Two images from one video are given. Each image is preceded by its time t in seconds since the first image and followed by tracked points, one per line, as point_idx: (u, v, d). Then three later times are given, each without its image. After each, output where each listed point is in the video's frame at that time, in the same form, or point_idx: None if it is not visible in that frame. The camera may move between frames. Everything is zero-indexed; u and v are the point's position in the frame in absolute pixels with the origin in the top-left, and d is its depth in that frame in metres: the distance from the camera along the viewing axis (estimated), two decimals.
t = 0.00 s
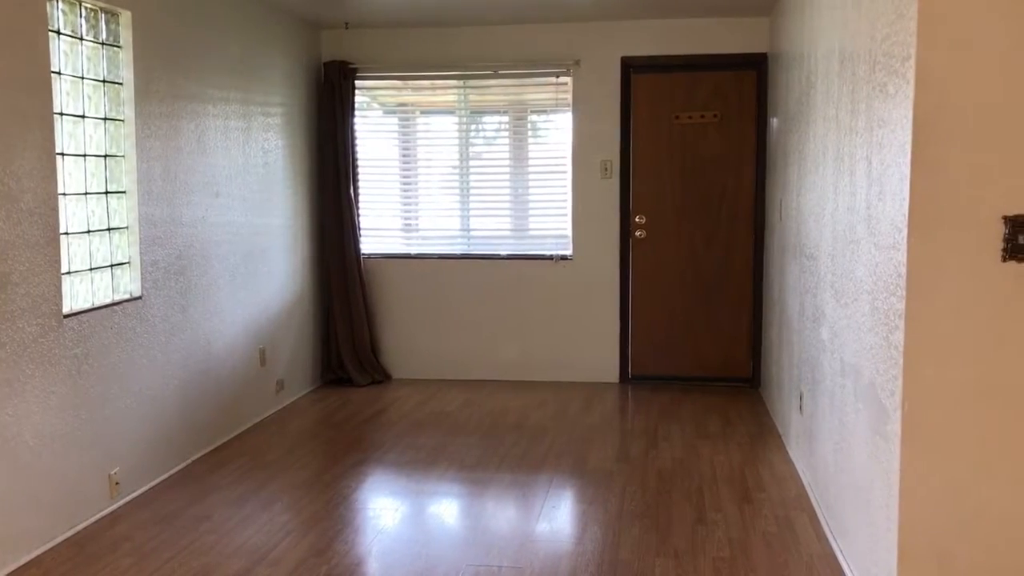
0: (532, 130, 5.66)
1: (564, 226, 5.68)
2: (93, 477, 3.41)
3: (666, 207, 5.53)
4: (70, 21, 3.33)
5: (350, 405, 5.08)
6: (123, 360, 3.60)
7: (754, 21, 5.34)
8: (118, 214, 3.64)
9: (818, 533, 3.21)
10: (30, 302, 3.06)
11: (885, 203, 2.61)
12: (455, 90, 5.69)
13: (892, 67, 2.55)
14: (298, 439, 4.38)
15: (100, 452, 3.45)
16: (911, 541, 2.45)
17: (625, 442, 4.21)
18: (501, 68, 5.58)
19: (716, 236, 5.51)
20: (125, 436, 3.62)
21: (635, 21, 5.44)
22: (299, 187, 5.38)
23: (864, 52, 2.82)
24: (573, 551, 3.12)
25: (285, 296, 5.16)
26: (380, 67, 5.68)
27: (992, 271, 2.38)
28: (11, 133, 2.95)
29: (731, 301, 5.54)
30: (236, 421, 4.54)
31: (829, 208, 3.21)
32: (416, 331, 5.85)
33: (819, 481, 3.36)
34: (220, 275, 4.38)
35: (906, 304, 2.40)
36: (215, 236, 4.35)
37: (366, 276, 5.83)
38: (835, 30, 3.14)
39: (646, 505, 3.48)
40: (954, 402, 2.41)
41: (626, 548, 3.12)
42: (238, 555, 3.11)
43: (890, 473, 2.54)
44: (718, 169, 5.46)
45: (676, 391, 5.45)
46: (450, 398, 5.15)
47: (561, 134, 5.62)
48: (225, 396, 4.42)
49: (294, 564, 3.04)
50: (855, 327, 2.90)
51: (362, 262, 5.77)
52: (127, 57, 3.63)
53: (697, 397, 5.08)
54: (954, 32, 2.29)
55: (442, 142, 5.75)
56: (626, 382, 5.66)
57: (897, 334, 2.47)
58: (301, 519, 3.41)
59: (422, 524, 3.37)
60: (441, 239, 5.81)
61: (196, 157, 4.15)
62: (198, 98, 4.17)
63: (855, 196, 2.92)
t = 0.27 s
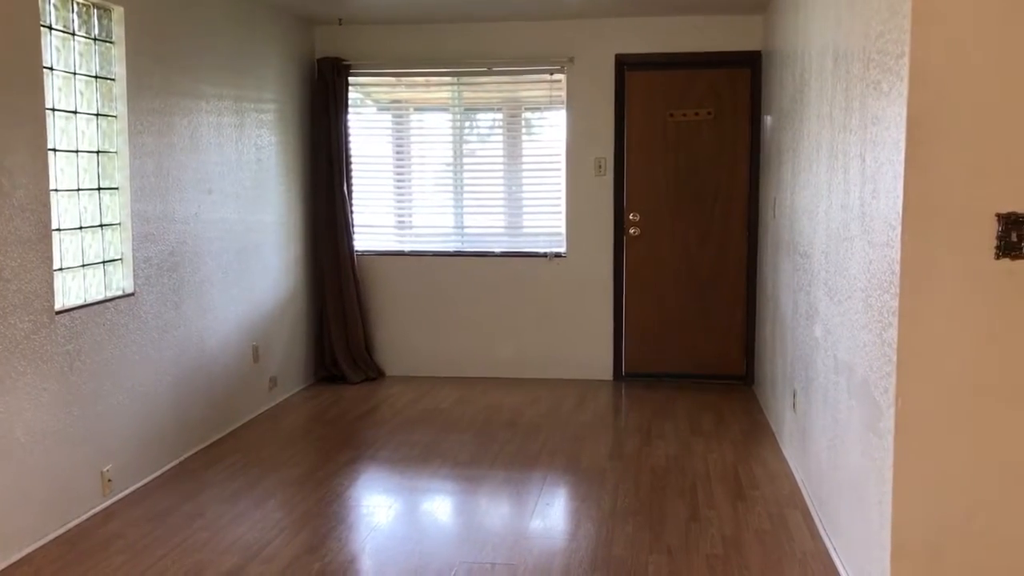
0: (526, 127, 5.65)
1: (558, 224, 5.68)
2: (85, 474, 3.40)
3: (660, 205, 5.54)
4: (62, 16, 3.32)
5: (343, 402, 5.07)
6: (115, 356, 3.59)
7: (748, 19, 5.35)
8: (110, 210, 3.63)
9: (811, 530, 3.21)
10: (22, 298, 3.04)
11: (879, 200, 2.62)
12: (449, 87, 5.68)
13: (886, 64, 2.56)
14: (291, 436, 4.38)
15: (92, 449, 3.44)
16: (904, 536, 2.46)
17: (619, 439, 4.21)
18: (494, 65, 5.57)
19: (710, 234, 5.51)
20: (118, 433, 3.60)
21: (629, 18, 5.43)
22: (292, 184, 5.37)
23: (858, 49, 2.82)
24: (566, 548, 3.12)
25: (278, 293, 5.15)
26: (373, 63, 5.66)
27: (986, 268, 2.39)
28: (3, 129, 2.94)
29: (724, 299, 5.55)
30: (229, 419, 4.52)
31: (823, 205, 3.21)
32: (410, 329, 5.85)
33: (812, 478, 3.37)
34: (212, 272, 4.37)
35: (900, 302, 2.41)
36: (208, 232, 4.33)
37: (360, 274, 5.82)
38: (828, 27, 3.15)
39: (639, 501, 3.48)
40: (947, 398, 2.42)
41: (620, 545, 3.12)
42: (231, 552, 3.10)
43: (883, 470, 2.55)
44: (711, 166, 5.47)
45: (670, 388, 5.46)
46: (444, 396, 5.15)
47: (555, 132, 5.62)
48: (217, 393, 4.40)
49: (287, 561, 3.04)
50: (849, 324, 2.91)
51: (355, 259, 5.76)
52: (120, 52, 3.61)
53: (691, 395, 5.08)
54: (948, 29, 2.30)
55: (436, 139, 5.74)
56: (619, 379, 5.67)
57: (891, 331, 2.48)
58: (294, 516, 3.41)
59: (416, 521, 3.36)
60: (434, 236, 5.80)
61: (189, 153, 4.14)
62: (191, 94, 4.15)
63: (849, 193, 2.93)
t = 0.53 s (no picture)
0: (516, 123, 5.65)
1: (548, 220, 5.68)
2: (72, 470, 3.38)
3: (650, 201, 5.54)
4: (49, 9, 3.29)
5: (332, 398, 5.05)
6: (102, 352, 3.57)
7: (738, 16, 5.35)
8: (98, 205, 3.60)
9: (798, 525, 3.22)
10: (8, 293, 3.02)
11: (867, 197, 2.63)
12: (438, 83, 5.67)
13: (874, 61, 2.57)
14: (279, 432, 4.36)
15: (79, 445, 3.42)
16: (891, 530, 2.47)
17: (608, 435, 4.21)
18: (484, 61, 5.56)
19: (699, 230, 5.53)
20: (105, 429, 3.58)
21: (620, 15, 5.43)
22: (281, 179, 5.35)
23: (847, 46, 2.83)
24: (555, 544, 3.12)
25: (267, 289, 5.13)
26: (362, 58, 5.65)
27: (973, 264, 2.40)
28: None
29: (713, 295, 5.56)
30: (217, 414, 4.50)
31: (812, 202, 3.22)
32: (399, 325, 5.84)
33: (800, 474, 3.38)
34: (200, 267, 4.35)
35: (889, 298, 2.42)
36: (196, 227, 4.31)
37: (349, 269, 5.80)
38: (817, 23, 3.15)
39: (628, 497, 3.49)
40: (934, 393, 2.43)
41: (608, 541, 3.13)
42: (219, 548, 3.09)
43: (871, 465, 2.56)
44: (701, 163, 5.48)
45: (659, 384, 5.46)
46: (433, 392, 5.14)
47: (545, 128, 5.62)
48: (205, 388, 4.39)
49: (275, 557, 3.03)
50: (837, 320, 2.92)
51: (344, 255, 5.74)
52: (107, 46, 3.58)
53: (679, 391, 5.09)
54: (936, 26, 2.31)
55: (426, 135, 5.73)
56: (608, 375, 5.67)
57: (879, 327, 2.49)
58: (282, 512, 3.40)
59: (404, 517, 3.36)
60: (424, 232, 5.79)
61: (177, 148, 4.12)
62: (180, 89, 4.13)
63: (837, 190, 2.93)
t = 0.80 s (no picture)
0: (501, 117, 5.63)
1: (534, 215, 5.67)
2: (53, 466, 3.35)
3: (635, 197, 5.54)
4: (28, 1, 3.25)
5: (316, 394, 5.03)
6: (84, 347, 3.54)
7: (724, 11, 5.35)
8: (79, 199, 3.57)
9: (783, 520, 3.23)
10: None
11: (852, 191, 2.64)
12: (424, 77, 5.65)
13: (859, 55, 2.58)
14: (264, 427, 4.34)
15: (60, 441, 3.39)
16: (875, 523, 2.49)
17: (594, 430, 4.21)
18: (469, 55, 5.55)
19: (685, 225, 5.53)
20: (86, 425, 3.55)
21: (606, 9, 5.42)
22: (265, 173, 5.31)
23: (832, 40, 2.84)
24: (541, 539, 3.12)
25: (250, 284, 5.10)
26: (347, 52, 5.62)
27: (955, 259, 2.41)
28: None
29: (699, 291, 5.57)
30: (200, 410, 4.47)
31: (797, 197, 3.22)
32: (384, 320, 5.81)
33: (784, 468, 3.39)
34: (183, 262, 4.31)
35: (873, 292, 2.44)
36: (179, 221, 4.28)
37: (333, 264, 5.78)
38: (802, 18, 3.16)
39: (613, 492, 3.49)
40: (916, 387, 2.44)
41: (593, 535, 3.13)
42: (202, 544, 3.07)
43: (854, 459, 2.57)
44: (687, 158, 5.48)
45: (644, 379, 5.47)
46: (418, 387, 5.13)
47: (531, 122, 5.61)
48: (188, 384, 4.36)
49: (258, 553, 3.02)
50: (821, 315, 2.94)
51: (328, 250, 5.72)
52: (88, 39, 3.54)
53: (665, 386, 5.10)
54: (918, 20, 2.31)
55: (411, 129, 5.71)
56: (594, 371, 5.67)
57: (863, 322, 2.51)
58: (266, 508, 3.38)
59: (389, 513, 3.35)
60: (409, 226, 5.77)
61: (160, 142, 4.08)
62: (162, 81, 4.10)
63: (822, 184, 2.94)
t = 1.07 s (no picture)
0: (483, 112, 5.62)
1: (516, 210, 5.66)
2: (29, 464, 3.31)
3: (617, 193, 5.54)
4: None
5: (296, 390, 5.01)
6: (61, 344, 3.50)
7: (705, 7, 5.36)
8: (55, 194, 3.53)
9: (762, 515, 3.25)
10: None
11: (831, 188, 2.66)
12: (405, 71, 5.63)
13: (838, 52, 2.60)
14: (243, 424, 4.32)
15: (36, 438, 3.36)
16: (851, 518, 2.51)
17: (574, 425, 4.21)
18: (451, 49, 5.52)
19: (666, 221, 5.54)
20: (63, 422, 3.52)
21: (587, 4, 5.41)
22: (244, 168, 5.27)
23: (811, 37, 2.85)
24: (522, 536, 3.12)
25: (229, 279, 5.06)
26: (328, 46, 5.58)
27: (932, 255, 2.42)
28: None
29: (681, 286, 5.58)
30: (179, 406, 4.44)
31: (776, 194, 3.22)
32: (365, 316, 5.78)
33: (764, 464, 3.40)
34: (162, 257, 4.28)
35: (852, 288, 2.46)
36: (157, 217, 4.24)
37: (313, 260, 5.74)
38: (782, 15, 3.16)
39: (594, 487, 3.49)
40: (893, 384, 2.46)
41: (574, 531, 3.14)
42: (180, 542, 3.05)
43: (833, 456, 2.60)
44: (668, 154, 5.48)
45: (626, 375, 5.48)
46: (399, 383, 5.11)
47: (512, 118, 5.59)
48: (167, 380, 4.32)
49: (237, 551, 3.00)
50: (800, 311, 2.95)
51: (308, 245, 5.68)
52: (64, 32, 3.50)
53: (646, 381, 5.10)
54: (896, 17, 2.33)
55: (392, 124, 5.68)
56: (575, 366, 5.67)
57: (842, 319, 2.53)
58: (246, 505, 3.36)
59: (370, 510, 3.34)
60: (390, 222, 5.75)
61: (138, 137, 4.04)
62: (140, 76, 4.06)
63: (801, 181, 2.95)
